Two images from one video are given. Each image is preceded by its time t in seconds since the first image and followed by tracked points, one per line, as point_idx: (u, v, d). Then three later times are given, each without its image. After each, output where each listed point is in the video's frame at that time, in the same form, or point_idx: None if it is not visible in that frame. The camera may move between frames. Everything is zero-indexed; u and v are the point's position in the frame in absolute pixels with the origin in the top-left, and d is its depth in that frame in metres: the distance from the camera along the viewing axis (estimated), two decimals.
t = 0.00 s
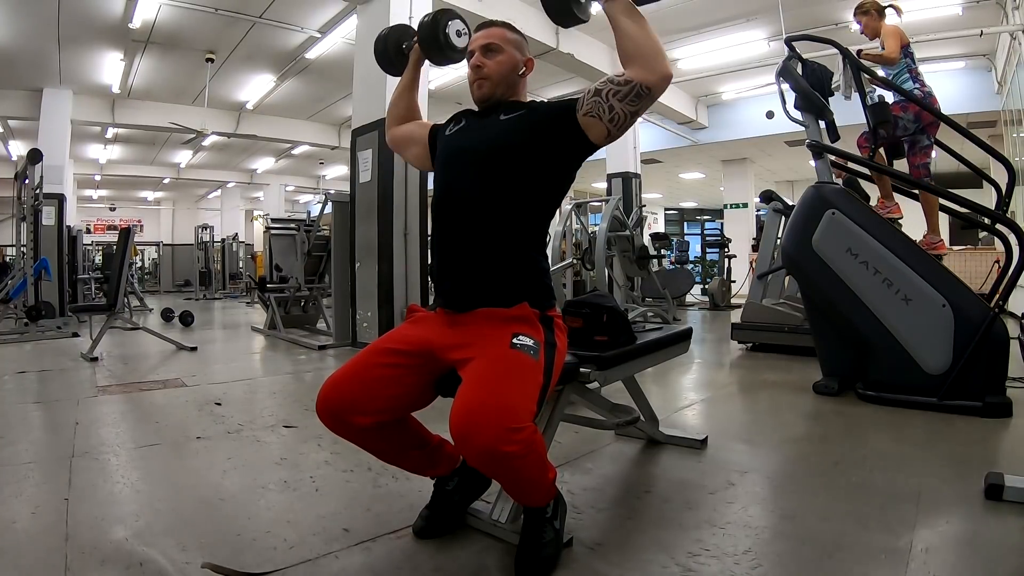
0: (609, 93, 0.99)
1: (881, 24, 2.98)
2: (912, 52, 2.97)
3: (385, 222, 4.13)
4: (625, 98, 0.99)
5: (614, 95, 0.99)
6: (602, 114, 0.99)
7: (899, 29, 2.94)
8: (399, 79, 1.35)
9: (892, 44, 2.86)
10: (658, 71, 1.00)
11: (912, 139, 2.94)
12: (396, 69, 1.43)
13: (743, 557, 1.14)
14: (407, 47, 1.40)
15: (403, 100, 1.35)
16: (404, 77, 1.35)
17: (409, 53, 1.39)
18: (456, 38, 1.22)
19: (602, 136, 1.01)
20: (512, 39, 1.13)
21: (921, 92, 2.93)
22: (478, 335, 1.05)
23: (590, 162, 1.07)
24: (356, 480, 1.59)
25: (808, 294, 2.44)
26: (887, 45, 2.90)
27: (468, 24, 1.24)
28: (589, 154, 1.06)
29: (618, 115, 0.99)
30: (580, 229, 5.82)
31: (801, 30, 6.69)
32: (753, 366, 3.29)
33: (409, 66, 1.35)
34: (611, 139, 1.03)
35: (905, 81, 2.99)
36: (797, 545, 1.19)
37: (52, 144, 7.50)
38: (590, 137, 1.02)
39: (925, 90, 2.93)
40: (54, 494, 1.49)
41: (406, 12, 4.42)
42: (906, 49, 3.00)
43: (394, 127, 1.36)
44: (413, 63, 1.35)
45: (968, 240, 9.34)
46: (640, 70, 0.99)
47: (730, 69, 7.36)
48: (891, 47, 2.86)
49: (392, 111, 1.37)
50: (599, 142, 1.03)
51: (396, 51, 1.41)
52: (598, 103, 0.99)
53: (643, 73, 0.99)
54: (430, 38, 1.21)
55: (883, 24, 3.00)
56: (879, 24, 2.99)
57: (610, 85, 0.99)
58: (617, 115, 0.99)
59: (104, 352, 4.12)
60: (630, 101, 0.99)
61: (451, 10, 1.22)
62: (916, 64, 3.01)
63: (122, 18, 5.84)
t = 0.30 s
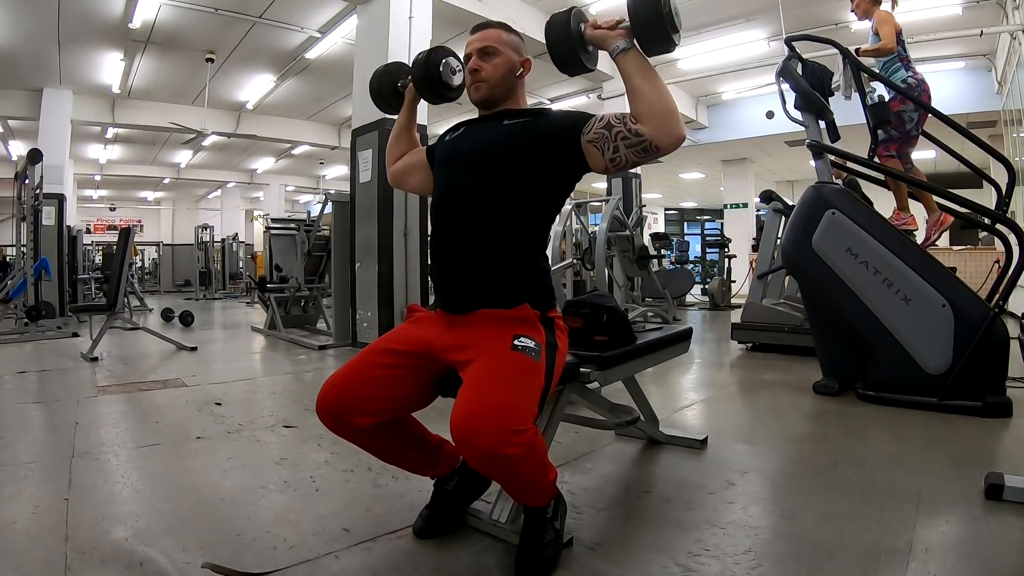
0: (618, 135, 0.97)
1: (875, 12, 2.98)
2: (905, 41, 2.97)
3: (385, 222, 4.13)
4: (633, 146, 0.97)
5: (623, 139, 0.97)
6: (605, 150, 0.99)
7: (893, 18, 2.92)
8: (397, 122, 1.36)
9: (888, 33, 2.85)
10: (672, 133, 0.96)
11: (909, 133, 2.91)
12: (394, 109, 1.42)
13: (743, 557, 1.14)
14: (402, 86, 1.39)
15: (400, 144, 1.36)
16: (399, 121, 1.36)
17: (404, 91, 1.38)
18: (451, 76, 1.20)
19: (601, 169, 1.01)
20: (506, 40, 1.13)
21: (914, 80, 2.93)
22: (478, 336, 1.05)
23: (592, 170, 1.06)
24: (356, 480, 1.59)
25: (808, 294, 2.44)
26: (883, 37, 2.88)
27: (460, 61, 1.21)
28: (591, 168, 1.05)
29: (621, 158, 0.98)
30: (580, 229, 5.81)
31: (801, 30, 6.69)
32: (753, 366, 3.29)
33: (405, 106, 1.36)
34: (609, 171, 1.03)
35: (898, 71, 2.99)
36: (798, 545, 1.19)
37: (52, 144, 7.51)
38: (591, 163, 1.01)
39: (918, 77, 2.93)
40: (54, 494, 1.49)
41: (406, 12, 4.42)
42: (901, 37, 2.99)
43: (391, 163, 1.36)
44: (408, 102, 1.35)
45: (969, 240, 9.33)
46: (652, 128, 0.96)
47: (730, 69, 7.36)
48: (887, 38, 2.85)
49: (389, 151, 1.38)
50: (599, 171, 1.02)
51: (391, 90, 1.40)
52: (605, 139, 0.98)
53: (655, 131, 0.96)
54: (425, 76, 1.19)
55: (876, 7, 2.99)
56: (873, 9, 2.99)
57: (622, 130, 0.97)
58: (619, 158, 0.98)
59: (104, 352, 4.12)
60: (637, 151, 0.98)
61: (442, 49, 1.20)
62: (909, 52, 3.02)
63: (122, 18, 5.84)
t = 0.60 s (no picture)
0: (612, 108, 0.98)
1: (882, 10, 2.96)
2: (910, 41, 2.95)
3: (385, 222, 4.13)
4: (627, 115, 0.98)
5: (616, 111, 0.98)
6: (603, 127, 0.99)
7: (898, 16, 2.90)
8: (403, 95, 1.36)
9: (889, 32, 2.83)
10: (662, 95, 1.00)
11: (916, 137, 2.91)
12: (401, 84, 1.42)
13: (743, 557, 1.14)
14: (412, 61, 1.40)
15: (404, 116, 1.36)
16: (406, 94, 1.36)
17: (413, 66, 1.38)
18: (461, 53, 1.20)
19: (602, 149, 1.01)
20: (513, 43, 1.13)
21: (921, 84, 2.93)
22: (477, 334, 1.05)
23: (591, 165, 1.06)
24: (356, 480, 1.59)
25: (808, 294, 2.44)
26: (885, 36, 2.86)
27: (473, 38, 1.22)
28: (590, 162, 1.05)
29: (619, 131, 0.99)
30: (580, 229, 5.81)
31: (801, 30, 6.69)
32: (753, 366, 3.29)
33: (412, 82, 1.36)
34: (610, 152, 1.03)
35: (904, 73, 2.99)
36: (798, 545, 1.19)
37: (52, 144, 7.51)
38: (591, 148, 1.01)
39: (925, 81, 2.92)
40: (54, 494, 1.49)
41: (406, 12, 4.42)
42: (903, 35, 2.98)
43: (393, 138, 1.36)
44: (417, 77, 1.34)
45: (969, 240, 9.34)
46: (643, 91, 0.99)
47: (730, 69, 7.36)
48: (889, 38, 2.84)
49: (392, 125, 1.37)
50: (600, 154, 1.02)
51: (401, 65, 1.40)
52: (601, 117, 0.99)
53: (646, 95, 0.99)
54: (436, 53, 1.20)
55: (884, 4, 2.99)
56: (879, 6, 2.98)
57: (614, 101, 0.98)
58: (618, 132, 0.99)
59: (104, 352, 4.12)
60: (632, 118, 0.99)
61: (456, 24, 1.20)
62: (914, 53, 3.00)
63: (122, 18, 5.83)
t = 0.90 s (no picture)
0: (578, 63, 1.01)
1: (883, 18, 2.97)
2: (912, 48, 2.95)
3: (385, 222, 4.13)
4: (596, 61, 1.00)
5: (584, 61, 1.01)
6: (584, 82, 1.01)
7: (899, 23, 2.90)
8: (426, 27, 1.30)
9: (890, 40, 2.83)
10: (613, 25, 1.02)
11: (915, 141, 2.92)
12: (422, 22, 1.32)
13: (743, 557, 1.14)
14: None
15: (429, 46, 1.31)
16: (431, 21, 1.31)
17: None
18: None
19: (593, 109, 1.04)
20: (516, 43, 1.12)
21: (925, 95, 2.93)
22: (479, 333, 1.05)
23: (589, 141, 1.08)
24: (356, 480, 1.59)
25: (808, 294, 2.44)
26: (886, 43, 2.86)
27: None
28: (587, 136, 1.07)
29: (597, 79, 1.01)
30: (580, 229, 5.81)
31: (801, 30, 6.69)
32: (753, 366, 3.29)
33: (435, 12, 1.30)
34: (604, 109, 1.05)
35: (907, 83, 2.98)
36: (798, 545, 1.19)
37: (52, 144, 7.51)
38: (584, 114, 1.04)
39: (929, 93, 2.93)
40: (54, 494, 1.49)
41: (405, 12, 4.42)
42: (906, 44, 2.98)
43: (419, 76, 1.33)
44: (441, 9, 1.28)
45: (969, 240, 9.33)
46: (599, 28, 1.02)
47: (730, 69, 7.37)
48: (890, 45, 2.83)
49: (415, 56, 1.33)
50: (593, 119, 1.06)
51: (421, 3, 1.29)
52: (578, 71, 1.01)
53: (603, 32, 1.01)
54: None
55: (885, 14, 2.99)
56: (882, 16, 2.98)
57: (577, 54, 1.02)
58: (595, 79, 1.01)
59: (104, 352, 4.12)
60: (602, 60, 1.00)
61: None
62: (916, 62, 3.00)
63: (122, 18, 5.84)
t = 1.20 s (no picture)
0: (603, 81, 1.01)
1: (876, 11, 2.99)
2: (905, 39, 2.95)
3: (385, 222, 4.13)
4: (621, 83, 1.00)
5: (609, 82, 1.00)
6: (602, 102, 1.00)
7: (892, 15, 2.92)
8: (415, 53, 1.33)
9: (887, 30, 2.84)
10: (647, 54, 1.01)
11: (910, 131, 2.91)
12: (411, 47, 1.38)
13: (743, 557, 1.14)
14: (422, 22, 1.37)
15: (415, 72, 1.32)
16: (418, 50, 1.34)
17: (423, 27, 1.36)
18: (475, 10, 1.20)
19: (605, 126, 1.02)
20: (518, 41, 1.12)
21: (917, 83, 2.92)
22: (481, 335, 1.05)
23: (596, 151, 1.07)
24: (356, 480, 1.59)
25: (807, 294, 2.44)
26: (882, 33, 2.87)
27: None
28: (594, 148, 1.06)
29: (617, 101, 1.00)
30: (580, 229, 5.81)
31: (801, 30, 6.69)
32: (753, 366, 3.29)
33: (424, 39, 1.34)
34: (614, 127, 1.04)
35: (900, 72, 2.98)
36: (798, 545, 1.19)
37: (52, 144, 7.51)
38: (594, 128, 1.03)
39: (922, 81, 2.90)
40: (53, 494, 1.49)
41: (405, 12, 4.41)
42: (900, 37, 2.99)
43: (403, 102, 1.34)
44: (429, 38, 1.33)
45: (969, 240, 9.32)
46: (632, 53, 1.01)
47: (730, 69, 7.37)
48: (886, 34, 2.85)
49: (402, 81, 1.34)
50: (604, 134, 1.04)
51: (410, 27, 1.37)
52: (596, 93, 1.01)
53: (634, 57, 1.00)
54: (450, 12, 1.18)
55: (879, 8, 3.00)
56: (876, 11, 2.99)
57: (603, 74, 1.01)
58: (616, 101, 1.00)
59: (103, 352, 4.12)
60: (626, 85, 1.00)
61: None
62: (909, 51, 3.00)
63: (123, 18, 5.83)
